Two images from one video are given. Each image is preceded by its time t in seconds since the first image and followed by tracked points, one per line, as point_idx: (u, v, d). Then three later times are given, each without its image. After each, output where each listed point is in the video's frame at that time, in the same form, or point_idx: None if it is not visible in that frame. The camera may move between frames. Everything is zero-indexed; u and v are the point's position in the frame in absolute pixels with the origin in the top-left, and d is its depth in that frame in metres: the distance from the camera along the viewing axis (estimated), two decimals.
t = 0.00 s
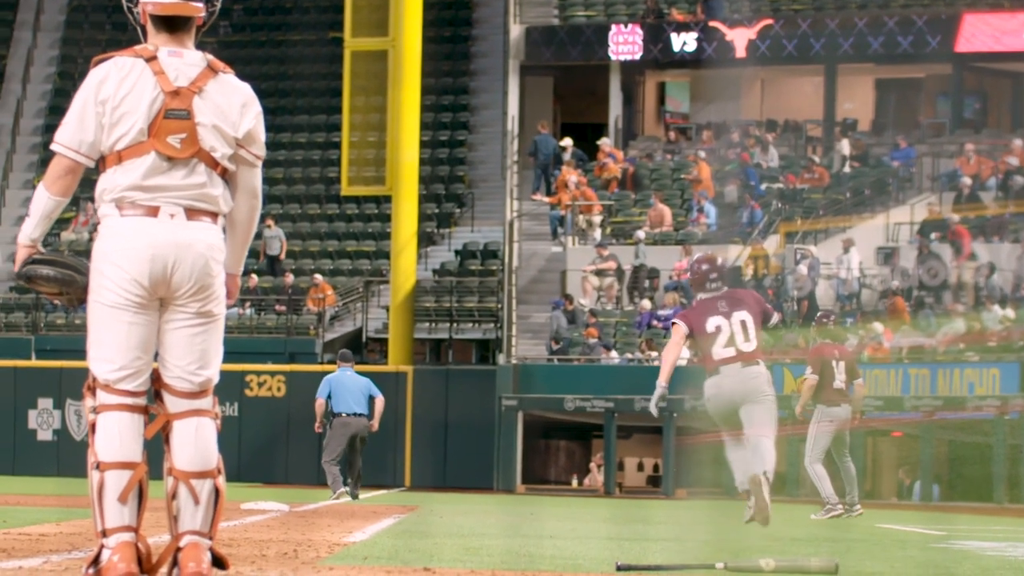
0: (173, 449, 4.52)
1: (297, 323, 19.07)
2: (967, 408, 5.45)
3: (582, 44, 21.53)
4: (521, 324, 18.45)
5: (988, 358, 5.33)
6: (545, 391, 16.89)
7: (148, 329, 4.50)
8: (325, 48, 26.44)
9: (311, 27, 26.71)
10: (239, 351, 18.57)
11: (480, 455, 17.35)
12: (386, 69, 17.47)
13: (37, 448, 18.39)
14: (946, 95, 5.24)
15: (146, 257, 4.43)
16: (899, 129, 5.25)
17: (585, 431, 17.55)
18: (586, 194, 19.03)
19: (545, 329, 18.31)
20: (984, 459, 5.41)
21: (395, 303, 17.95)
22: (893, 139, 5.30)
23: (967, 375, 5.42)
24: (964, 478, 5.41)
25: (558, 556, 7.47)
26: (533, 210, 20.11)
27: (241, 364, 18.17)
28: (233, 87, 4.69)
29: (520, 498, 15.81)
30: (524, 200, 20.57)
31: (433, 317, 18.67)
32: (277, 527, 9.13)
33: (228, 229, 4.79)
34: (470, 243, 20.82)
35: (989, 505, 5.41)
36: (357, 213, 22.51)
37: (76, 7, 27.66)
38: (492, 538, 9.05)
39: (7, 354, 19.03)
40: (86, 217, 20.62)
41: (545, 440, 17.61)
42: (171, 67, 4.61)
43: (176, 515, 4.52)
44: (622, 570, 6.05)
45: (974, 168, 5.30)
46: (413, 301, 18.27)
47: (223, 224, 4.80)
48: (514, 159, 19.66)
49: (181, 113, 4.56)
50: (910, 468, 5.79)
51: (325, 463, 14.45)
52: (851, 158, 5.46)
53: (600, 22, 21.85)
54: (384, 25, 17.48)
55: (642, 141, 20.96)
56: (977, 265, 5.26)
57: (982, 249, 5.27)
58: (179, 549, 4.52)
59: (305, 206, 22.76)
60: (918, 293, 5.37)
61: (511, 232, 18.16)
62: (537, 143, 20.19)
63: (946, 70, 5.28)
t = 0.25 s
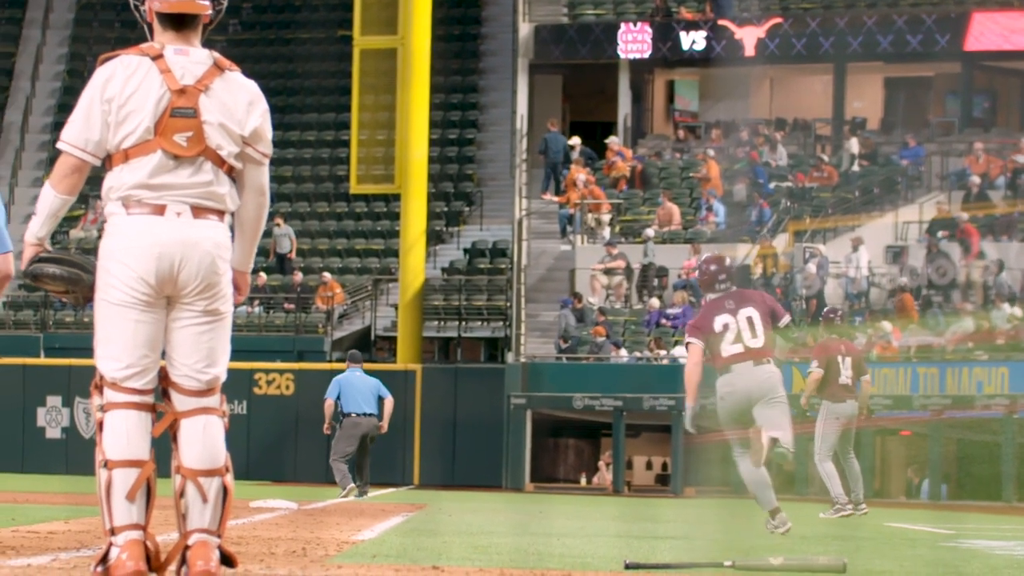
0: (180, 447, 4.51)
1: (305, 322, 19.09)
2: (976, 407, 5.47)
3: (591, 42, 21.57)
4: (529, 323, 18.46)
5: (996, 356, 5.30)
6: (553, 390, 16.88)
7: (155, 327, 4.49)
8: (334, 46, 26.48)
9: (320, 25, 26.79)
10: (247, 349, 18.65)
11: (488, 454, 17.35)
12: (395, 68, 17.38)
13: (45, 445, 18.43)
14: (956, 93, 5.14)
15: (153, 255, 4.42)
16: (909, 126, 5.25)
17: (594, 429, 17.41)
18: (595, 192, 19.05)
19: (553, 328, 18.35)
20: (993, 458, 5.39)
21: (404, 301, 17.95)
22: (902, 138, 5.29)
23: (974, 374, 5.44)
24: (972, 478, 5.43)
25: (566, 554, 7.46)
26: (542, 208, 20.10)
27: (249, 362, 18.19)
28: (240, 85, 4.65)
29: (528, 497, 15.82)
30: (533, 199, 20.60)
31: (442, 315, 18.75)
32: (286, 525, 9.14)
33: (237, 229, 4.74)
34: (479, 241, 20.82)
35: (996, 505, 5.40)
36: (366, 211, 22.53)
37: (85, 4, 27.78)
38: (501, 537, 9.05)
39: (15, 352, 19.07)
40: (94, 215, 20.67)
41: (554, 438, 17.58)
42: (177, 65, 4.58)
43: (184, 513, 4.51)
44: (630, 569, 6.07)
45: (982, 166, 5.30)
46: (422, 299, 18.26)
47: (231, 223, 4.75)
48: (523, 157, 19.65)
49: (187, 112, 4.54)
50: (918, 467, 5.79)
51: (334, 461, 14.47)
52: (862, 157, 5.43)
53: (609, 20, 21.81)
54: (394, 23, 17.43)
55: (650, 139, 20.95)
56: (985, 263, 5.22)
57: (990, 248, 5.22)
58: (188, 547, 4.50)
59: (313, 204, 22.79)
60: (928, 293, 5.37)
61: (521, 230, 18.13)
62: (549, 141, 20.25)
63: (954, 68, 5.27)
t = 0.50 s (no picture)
0: (188, 446, 4.49)
1: (314, 321, 19.10)
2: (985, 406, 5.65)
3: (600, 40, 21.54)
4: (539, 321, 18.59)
5: (1006, 354, 5.42)
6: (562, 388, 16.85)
7: (163, 326, 4.47)
8: (343, 45, 26.49)
9: (329, 24, 26.82)
10: (255, 347, 18.68)
11: (497, 453, 17.35)
12: (404, 66, 17.39)
13: (54, 444, 18.48)
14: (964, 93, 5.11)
15: (160, 254, 4.39)
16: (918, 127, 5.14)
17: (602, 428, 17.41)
18: (603, 191, 18.93)
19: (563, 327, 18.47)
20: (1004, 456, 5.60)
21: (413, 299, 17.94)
22: (912, 138, 5.20)
23: (984, 372, 5.56)
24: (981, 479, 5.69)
25: (576, 553, 7.44)
26: (551, 207, 20.11)
27: (258, 361, 18.21)
28: (247, 84, 4.63)
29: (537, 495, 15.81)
30: (542, 198, 20.59)
31: (451, 314, 18.74)
32: (295, 524, 9.14)
33: (245, 230, 4.68)
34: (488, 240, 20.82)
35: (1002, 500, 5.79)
36: (375, 210, 22.53)
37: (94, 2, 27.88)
38: (511, 535, 9.04)
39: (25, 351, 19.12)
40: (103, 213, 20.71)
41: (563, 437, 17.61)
42: (184, 64, 4.56)
43: (193, 512, 4.48)
44: (639, 568, 6.07)
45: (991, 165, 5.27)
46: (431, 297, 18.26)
47: (239, 222, 4.70)
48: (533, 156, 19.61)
49: (194, 110, 4.51)
50: (928, 462, 6.00)
51: (343, 460, 14.46)
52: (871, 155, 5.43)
53: (618, 19, 21.76)
54: (402, 22, 17.44)
55: (659, 138, 20.94)
56: (993, 261, 5.37)
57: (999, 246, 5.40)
58: (197, 546, 4.48)
59: (322, 203, 22.81)
60: (937, 292, 5.50)
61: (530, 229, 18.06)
62: (558, 139, 20.36)
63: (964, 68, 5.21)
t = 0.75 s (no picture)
0: (195, 445, 4.48)
1: (322, 320, 19.13)
2: (993, 405, 5.51)
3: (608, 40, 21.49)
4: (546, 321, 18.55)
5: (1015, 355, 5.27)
6: (570, 387, 16.85)
7: (170, 325, 4.46)
8: (351, 44, 26.56)
9: (336, 23, 26.85)
10: (263, 347, 18.70)
11: (505, 452, 17.37)
12: (412, 65, 17.41)
13: (62, 444, 18.52)
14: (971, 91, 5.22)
15: (166, 253, 4.38)
16: (925, 125, 5.29)
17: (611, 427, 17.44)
18: (611, 190, 19.02)
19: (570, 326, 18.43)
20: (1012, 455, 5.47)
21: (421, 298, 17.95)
22: (920, 136, 5.36)
23: (992, 371, 5.42)
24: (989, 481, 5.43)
25: (584, 553, 7.44)
26: (559, 206, 20.14)
27: (266, 360, 18.22)
28: (253, 83, 4.62)
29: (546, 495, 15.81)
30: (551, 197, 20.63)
31: (459, 313, 18.63)
32: (303, 523, 9.14)
33: (251, 228, 4.67)
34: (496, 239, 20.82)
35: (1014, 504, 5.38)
36: (383, 209, 22.54)
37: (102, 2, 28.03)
38: (519, 535, 9.04)
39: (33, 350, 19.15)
40: (111, 213, 20.76)
41: (571, 436, 17.62)
42: (189, 63, 4.54)
43: (200, 512, 4.49)
44: (648, 567, 6.07)
45: (1000, 164, 5.28)
46: (440, 296, 18.29)
47: (246, 221, 4.67)
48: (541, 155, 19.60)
49: (199, 110, 4.50)
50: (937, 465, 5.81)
51: (352, 458, 14.46)
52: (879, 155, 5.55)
53: (626, 18, 21.73)
54: (410, 21, 17.48)
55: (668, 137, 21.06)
56: (1001, 259, 5.27)
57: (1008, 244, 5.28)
58: (205, 545, 4.47)
59: (330, 202, 22.83)
60: (945, 290, 5.47)
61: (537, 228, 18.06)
62: (567, 139, 20.36)
63: (972, 66, 5.30)
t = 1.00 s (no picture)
0: (202, 445, 4.45)
1: (330, 319, 19.13)
2: (1000, 404, 5.55)
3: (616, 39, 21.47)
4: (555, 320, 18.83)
5: None
6: (578, 386, 16.92)
7: (176, 325, 4.44)
8: (359, 43, 26.63)
9: (344, 22, 26.88)
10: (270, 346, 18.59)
11: (513, 452, 17.33)
12: (419, 64, 17.40)
13: (70, 443, 18.57)
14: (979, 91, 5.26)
15: (173, 253, 4.36)
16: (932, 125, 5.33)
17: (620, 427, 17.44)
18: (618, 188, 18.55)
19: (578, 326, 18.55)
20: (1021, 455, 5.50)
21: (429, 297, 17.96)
22: (926, 134, 5.38)
23: (1000, 371, 5.47)
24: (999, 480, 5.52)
25: (593, 552, 7.42)
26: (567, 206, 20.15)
27: (274, 359, 18.25)
28: (259, 83, 4.60)
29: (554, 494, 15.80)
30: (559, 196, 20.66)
31: (467, 312, 18.77)
32: (310, 522, 9.14)
33: (257, 227, 4.65)
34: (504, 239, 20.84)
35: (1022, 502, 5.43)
36: (391, 208, 22.57)
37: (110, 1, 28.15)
38: (527, 534, 9.03)
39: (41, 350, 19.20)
40: (119, 212, 20.81)
41: (580, 435, 17.64)
42: (195, 63, 4.52)
43: (208, 511, 4.44)
44: (655, 566, 6.08)
45: (1008, 163, 5.15)
46: (448, 295, 18.30)
47: (252, 221, 4.65)
48: (549, 154, 19.57)
49: (205, 109, 4.48)
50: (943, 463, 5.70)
51: (361, 457, 14.46)
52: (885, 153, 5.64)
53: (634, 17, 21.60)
54: (418, 21, 17.47)
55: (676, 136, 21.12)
56: (1009, 259, 5.30)
57: (1015, 244, 5.32)
58: (212, 545, 4.43)
59: (338, 201, 22.87)
60: (952, 290, 5.48)
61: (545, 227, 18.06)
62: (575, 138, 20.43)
63: (980, 65, 5.32)
